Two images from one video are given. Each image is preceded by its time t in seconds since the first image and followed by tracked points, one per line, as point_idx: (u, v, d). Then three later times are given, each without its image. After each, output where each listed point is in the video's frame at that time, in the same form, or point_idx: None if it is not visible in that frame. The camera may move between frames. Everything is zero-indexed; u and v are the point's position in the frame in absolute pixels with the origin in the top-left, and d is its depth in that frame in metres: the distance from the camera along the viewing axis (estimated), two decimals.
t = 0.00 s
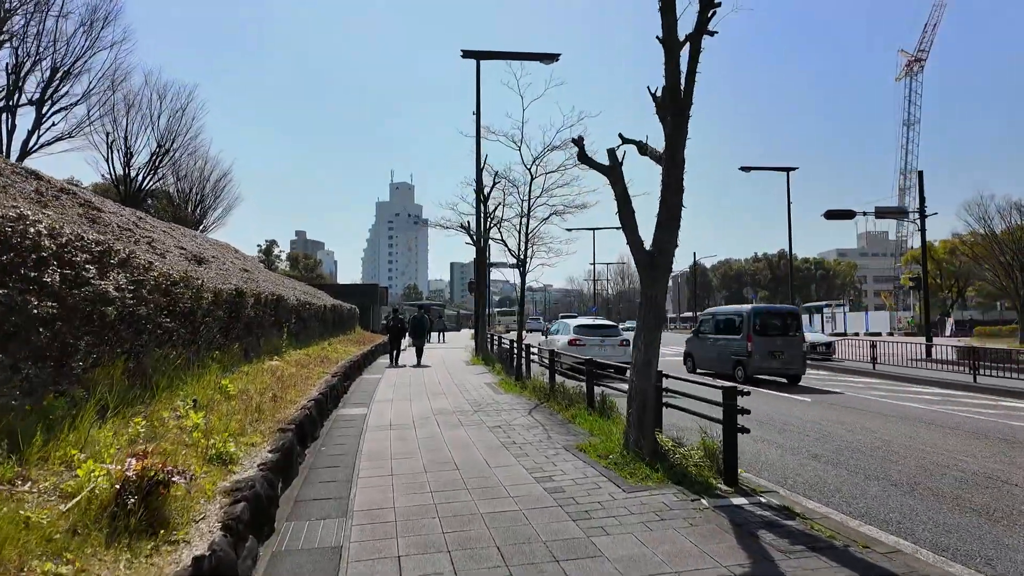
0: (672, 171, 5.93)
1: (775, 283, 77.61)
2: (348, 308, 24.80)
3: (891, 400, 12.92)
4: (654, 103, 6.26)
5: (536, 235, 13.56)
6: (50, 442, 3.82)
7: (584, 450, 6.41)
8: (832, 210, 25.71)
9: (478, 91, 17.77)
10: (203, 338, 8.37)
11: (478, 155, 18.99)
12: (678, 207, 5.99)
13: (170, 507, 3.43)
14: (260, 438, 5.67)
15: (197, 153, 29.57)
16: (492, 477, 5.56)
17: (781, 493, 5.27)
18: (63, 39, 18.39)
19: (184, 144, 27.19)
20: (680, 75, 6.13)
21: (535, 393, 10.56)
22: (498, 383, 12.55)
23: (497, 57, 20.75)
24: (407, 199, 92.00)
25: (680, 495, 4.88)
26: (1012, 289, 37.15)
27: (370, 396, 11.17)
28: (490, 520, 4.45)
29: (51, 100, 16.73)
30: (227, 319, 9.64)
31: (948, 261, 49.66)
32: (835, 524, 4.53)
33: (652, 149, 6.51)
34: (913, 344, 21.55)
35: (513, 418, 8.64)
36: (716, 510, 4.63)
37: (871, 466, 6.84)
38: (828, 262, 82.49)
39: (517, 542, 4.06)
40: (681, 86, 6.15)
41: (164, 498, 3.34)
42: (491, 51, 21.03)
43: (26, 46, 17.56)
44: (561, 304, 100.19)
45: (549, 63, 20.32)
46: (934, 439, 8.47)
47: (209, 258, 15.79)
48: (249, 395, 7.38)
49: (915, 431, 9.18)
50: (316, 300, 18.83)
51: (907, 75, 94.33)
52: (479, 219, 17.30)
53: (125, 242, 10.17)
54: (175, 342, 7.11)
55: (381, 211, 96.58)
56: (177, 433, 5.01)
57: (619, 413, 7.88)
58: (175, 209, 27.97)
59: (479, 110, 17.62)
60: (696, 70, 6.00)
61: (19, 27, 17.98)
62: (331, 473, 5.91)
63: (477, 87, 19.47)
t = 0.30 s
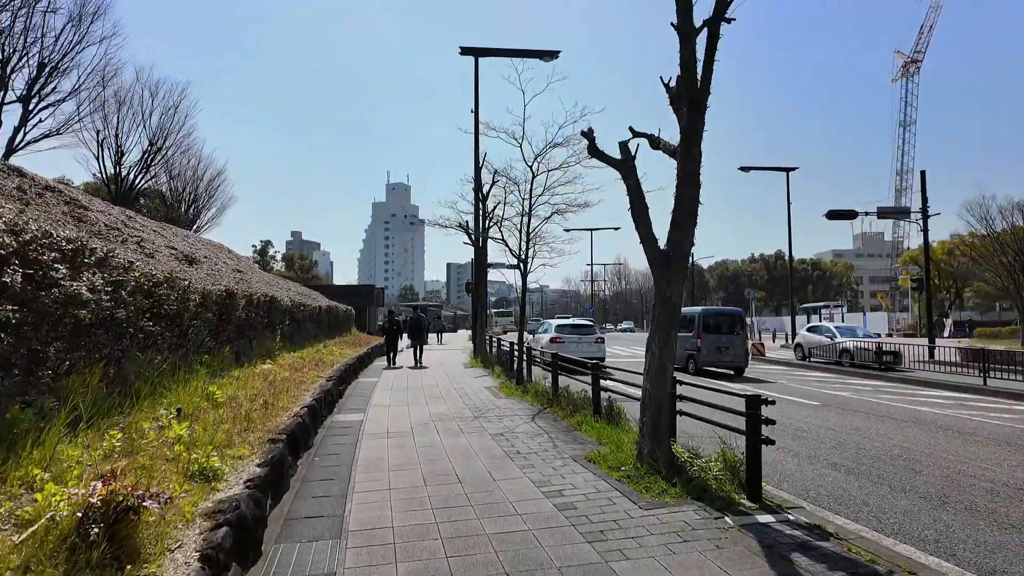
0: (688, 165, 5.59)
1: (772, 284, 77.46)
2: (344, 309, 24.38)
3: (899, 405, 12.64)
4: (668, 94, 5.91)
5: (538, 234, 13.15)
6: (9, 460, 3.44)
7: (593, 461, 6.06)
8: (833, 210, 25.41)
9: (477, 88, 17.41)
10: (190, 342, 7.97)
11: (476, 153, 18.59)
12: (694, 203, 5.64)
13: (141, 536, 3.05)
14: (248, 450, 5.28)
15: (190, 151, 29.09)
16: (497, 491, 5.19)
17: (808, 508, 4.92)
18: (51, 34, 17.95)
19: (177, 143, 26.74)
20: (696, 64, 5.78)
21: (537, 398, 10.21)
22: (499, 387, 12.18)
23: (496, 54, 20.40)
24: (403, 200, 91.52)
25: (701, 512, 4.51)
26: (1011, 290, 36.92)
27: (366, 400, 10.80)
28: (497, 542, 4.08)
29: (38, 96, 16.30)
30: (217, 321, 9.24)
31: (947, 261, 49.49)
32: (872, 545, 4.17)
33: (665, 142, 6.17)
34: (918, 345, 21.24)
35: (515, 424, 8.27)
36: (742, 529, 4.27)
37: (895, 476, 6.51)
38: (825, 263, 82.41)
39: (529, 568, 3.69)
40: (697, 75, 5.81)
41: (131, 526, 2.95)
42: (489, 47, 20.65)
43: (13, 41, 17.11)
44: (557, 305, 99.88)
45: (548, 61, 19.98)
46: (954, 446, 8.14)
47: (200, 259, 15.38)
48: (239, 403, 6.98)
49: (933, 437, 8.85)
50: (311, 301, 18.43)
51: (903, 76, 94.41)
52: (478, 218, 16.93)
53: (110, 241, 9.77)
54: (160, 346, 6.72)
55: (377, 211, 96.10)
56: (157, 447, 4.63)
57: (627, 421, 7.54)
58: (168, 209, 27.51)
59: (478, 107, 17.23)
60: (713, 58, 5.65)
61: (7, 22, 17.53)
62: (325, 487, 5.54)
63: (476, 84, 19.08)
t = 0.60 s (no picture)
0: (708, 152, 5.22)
1: (768, 284, 77.36)
2: (339, 308, 23.90)
3: (909, 406, 12.27)
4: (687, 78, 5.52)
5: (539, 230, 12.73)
6: None
7: (604, 470, 5.67)
8: (835, 208, 25.08)
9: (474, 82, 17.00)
10: (175, 342, 7.55)
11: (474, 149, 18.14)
12: (715, 193, 5.25)
13: (100, 571, 2.64)
14: (232, 460, 4.86)
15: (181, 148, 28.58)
16: (504, 504, 4.79)
17: (842, 523, 4.53)
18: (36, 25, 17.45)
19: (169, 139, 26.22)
20: (717, 43, 5.38)
21: (539, 401, 9.81)
22: (499, 389, 11.76)
23: (493, 48, 19.97)
24: (399, 199, 90.98)
25: (729, 530, 4.12)
26: (1012, 290, 36.64)
27: (361, 403, 10.38)
28: (505, 565, 3.68)
29: (23, 89, 15.80)
30: (205, 321, 8.80)
31: (945, 261, 49.33)
32: (920, 567, 3.79)
33: (682, 129, 5.77)
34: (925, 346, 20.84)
35: (518, 429, 7.84)
36: (776, 549, 3.88)
37: (923, 485, 6.13)
38: (822, 262, 82.29)
39: None
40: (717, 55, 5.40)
41: (86, 559, 2.54)
42: (487, 42, 20.21)
43: None
44: (554, 305, 99.62)
45: (547, 55, 19.57)
46: (978, 451, 7.77)
47: (191, 256, 14.91)
48: (226, 408, 6.56)
49: (953, 441, 8.49)
50: (305, 301, 17.98)
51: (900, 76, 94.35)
52: (476, 216, 16.51)
53: (93, 237, 9.34)
54: (141, 347, 6.30)
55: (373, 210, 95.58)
56: (131, 459, 4.22)
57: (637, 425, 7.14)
58: (159, 207, 27.00)
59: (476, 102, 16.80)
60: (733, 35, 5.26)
61: None
62: (317, 499, 5.14)
63: (473, 78, 18.64)
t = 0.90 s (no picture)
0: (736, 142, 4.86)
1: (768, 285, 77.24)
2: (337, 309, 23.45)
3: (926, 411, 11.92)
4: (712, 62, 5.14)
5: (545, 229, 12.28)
6: None
7: (623, 483, 5.29)
8: (841, 208, 24.75)
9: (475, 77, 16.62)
10: (163, 345, 7.15)
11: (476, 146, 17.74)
12: (743, 186, 4.87)
13: None
14: (220, 475, 4.45)
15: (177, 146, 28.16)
16: (517, 523, 4.40)
17: (887, 545, 4.15)
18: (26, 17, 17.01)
19: (164, 137, 25.85)
20: (744, 24, 5.00)
21: (545, 405, 9.43)
22: (502, 392, 11.38)
23: (494, 44, 19.59)
24: (398, 199, 90.60)
25: (768, 555, 3.73)
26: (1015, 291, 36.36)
27: (360, 408, 9.99)
28: None
29: (12, 82, 15.36)
30: (196, 322, 8.40)
31: (946, 262, 49.11)
32: None
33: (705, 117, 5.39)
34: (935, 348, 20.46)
35: (525, 436, 7.45)
36: None
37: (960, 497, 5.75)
38: (822, 263, 82.13)
39: None
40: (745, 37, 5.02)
41: None
42: (487, 38, 19.83)
43: None
44: (553, 306, 99.39)
45: (549, 50, 19.19)
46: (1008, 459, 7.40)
47: (184, 256, 14.50)
48: (217, 416, 6.14)
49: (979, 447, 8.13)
50: (302, 301, 17.57)
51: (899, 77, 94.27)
52: (477, 214, 16.13)
53: (79, 234, 8.93)
54: (124, 351, 5.90)
55: (371, 210, 95.21)
56: (105, 476, 3.83)
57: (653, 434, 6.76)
58: (154, 206, 26.58)
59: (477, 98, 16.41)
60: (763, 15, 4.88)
61: None
62: (313, 516, 4.75)
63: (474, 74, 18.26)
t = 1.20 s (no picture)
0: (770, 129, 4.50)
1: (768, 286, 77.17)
2: (336, 311, 23.03)
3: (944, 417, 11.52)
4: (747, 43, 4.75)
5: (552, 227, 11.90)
6: None
7: (645, 497, 4.91)
8: (848, 209, 24.41)
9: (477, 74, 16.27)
10: (152, 348, 6.76)
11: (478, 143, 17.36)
12: (779, 177, 4.49)
13: None
14: (208, 493, 4.05)
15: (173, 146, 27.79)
16: (536, 546, 4.00)
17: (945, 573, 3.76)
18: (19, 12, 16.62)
19: (160, 136, 25.47)
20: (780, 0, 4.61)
21: (553, 411, 9.04)
22: (507, 397, 10.98)
23: (496, 40, 19.21)
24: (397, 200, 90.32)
25: None
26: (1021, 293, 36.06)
27: (360, 413, 9.59)
28: None
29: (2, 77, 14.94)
30: (188, 324, 8.01)
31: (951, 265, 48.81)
32: None
33: (734, 104, 5.00)
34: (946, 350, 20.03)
35: (536, 445, 7.06)
36: None
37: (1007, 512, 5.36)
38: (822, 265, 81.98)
39: None
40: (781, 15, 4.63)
41: None
42: (489, 34, 19.47)
43: None
44: (553, 308, 99.12)
45: (552, 46, 18.82)
46: None
47: (179, 256, 14.10)
48: (208, 425, 5.74)
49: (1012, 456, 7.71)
50: (299, 302, 17.16)
51: (900, 78, 94.10)
52: (480, 213, 15.73)
53: (66, 232, 8.53)
54: (106, 354, 5.49)
55: (370, 211, 94.92)
56: (77, 498, 3.44)
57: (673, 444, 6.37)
58: (150, 206, 26.21)
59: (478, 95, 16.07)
60: None
61: None
62: (311, 535, 4.37)
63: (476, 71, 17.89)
